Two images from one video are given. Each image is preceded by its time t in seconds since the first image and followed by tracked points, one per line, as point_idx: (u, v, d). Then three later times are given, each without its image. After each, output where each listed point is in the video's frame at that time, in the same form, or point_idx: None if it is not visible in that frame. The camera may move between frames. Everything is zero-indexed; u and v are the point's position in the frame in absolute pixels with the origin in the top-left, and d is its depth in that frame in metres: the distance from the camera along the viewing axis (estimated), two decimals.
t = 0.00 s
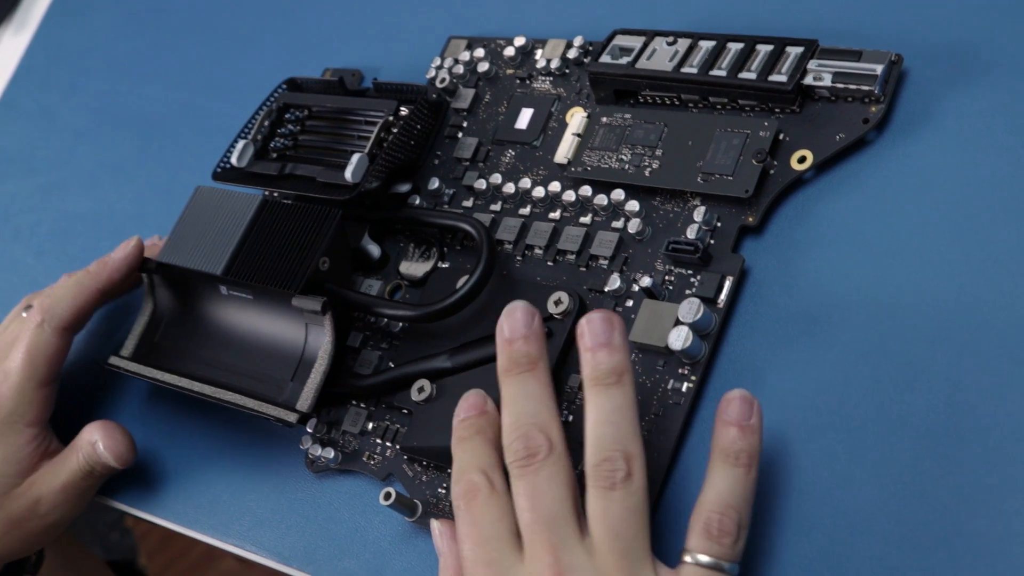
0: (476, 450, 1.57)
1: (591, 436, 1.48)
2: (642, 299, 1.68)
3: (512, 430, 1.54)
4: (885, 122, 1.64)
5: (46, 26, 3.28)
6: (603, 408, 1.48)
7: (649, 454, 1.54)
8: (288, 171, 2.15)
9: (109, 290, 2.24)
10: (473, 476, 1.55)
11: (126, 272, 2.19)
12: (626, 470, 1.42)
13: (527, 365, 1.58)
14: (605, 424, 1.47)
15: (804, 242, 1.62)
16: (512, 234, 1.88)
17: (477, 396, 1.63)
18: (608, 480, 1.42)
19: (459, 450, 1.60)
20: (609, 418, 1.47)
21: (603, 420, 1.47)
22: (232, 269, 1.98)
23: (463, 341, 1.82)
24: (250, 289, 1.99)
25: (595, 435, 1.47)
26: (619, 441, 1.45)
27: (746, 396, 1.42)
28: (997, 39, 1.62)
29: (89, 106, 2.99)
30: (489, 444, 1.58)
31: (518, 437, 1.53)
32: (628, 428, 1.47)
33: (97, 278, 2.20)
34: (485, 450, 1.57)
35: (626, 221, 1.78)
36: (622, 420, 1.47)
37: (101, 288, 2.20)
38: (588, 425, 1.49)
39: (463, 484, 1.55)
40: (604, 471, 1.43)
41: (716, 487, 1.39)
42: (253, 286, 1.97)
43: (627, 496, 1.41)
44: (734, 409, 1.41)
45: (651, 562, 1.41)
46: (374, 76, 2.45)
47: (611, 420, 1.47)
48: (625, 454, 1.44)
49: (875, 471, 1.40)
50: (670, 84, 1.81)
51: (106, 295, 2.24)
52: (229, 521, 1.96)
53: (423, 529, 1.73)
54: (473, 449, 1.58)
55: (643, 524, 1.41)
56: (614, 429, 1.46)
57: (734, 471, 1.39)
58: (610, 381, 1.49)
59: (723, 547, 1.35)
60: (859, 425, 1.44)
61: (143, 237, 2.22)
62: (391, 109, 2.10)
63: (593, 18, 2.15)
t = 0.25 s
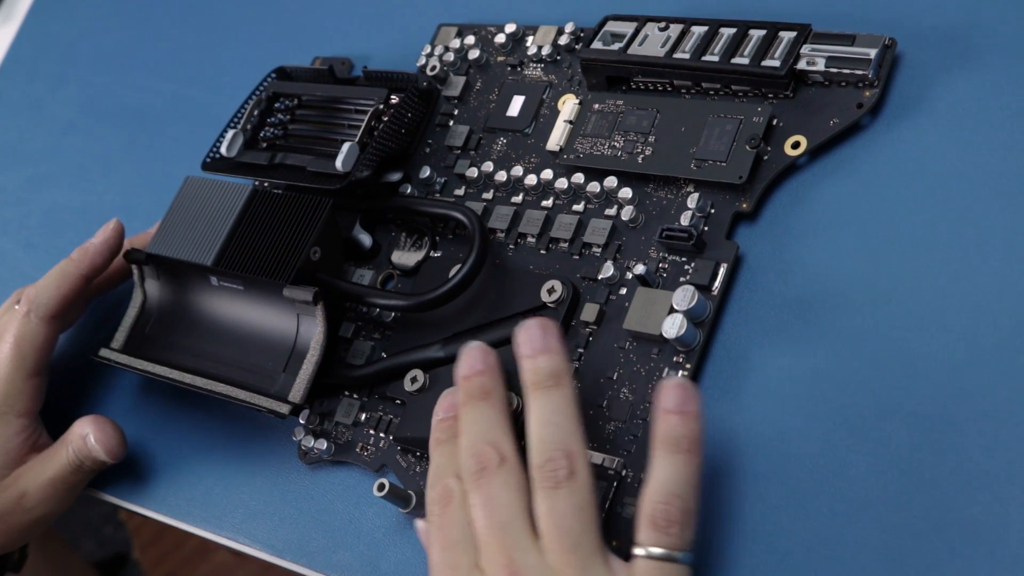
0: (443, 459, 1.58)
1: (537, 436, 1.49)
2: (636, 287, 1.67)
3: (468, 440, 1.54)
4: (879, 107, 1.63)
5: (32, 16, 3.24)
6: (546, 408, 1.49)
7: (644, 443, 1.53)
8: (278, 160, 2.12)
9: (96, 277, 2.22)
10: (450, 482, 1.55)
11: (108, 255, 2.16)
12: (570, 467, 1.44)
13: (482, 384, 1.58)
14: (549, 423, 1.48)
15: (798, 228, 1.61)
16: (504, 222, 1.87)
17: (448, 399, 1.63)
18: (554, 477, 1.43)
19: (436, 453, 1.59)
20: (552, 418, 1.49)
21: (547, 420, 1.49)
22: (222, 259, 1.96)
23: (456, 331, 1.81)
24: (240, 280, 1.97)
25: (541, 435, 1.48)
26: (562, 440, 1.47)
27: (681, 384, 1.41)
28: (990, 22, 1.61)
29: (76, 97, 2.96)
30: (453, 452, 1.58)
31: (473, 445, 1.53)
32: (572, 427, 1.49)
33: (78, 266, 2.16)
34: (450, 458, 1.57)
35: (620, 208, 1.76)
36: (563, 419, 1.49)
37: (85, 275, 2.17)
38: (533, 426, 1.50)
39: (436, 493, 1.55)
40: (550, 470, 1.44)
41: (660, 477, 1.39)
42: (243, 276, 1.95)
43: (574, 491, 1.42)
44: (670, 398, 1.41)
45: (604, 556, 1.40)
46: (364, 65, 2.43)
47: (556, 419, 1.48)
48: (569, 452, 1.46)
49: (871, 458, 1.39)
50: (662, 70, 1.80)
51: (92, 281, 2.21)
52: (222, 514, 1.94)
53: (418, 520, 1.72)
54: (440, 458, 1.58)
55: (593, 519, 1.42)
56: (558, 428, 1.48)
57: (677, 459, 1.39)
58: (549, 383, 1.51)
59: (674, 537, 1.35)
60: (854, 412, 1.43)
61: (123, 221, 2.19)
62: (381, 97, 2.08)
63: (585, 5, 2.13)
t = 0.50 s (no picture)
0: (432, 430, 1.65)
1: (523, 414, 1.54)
2: (638, 289, 1.66)
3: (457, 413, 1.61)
4: (880, 108, 1.63)
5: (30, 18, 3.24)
6: (535, 389, 1.55)
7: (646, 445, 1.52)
8: (277, 162, 2.12)
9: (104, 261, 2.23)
10: (432, 452, 1.62)
11: (117, 239, 2.18)
12: (552, 446, 1.48)
13: (477, 367, 1.64)
14: (535, 403, 1.53)
15: (799, 229, 1.61)
16: (505, 224, 1.87)
17: (443, 383, 1.69)
18: (537, 454, 1.48)
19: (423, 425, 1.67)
20: (538, 397, 1.54)
21: (533, 399, 1.54)
22: (223, 262, 1.96)
23: (457, 333, 1.81)
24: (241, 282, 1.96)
25: (526, 413, 1.53)
26: (551, 419, 1.52)
27: (671, 372, 1.48)
28: (990, 23, 1.61)
29: (74, 98, 2.95)
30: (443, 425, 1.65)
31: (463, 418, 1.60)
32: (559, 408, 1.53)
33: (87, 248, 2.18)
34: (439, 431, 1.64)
35: (621, 210, 1.76)
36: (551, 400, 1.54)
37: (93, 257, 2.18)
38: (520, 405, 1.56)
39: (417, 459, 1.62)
40: (532, 446, 1.49)
41: (644, 458, 1.43)
42: (244, 279, 1.95)
43: (554, 469, 1.47)
44: (660, 384, 1.48)
45: (581, 536, 1.43)
46: (363, 66, 2.43)
47: (543, 400, 1.53)
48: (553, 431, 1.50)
49: (874, 458, 1.39)
50: (663, 71, 1.80)
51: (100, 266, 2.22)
52: (223, 517, 1.94)
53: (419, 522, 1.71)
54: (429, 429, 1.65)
55: (572, 497, 1.46)
56: (544, 407, 1.53)
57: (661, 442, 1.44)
58: (541, 366, 1.57)
59: (649, 515, 1.39)
60: (857, 412, 1.43)
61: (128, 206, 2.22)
62: (381, 99, 2.07)
63: (585, 6, 2.13)
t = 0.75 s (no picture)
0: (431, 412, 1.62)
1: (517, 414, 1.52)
2: (639, 294, 1.67)
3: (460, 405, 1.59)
4: (880, 113, 1.63)
5: (32, 24, 3.25)
6: (533, 390, 1.52)
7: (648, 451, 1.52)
8: (279, 168, 2.13)
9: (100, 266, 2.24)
10: (428, 437, 1.59)
11: (115, 243, 2.20)
12: (536, 450, 1.47)
13: (497, 346, 1.59)
14: (530, 405, 1.51)
15: (800, 234, 1.61)
16: (506, 229, 1.87)
17: (459, 353, 1.64)
18: (518, 456, 1.47)
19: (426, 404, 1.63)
20: (534, 399, 1.52)
21: (529, 400, 1.52)
22: (225, 268, 1.96)
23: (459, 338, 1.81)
24: (244, 288, 1.97)
25: (522, 414, 1.51)
26: (541, 421, 1.50)
27: (648, 386, 1.45)
28: (989, 28, 1.62)
29: (77, 104, 2.96)
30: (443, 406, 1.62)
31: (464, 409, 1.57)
32: (550, 410, 1.52)
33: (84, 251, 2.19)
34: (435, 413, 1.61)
35: (622, 215, 1.77)
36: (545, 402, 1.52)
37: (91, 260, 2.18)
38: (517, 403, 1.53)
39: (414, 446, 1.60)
40: (520, 448, 1.48)
41: (608, 468, 1.42)
42: (247, 285, 1.95)
43: (536, 472, 1.46)
44: (636, 396, 1.44)
45: (549, 539, 1.42)
46: (364, 72, 2.43)
47: (539, 402, 1.51)
48: (542, 435, 1.49)
49: (876, 463, 1.39)
50: (663, 76, 1.80)
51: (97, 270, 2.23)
52: (226, 522, 1.94)
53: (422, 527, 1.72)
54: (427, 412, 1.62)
55: (548, 503, 1.45)
56: (538, 410, 1.51)
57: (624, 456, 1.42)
58: (540, 365, 1.53)
59: (607, 527, 1.37)
60: (858, 417, 1.43)
61: (128, 210, 2.24)
62: (382, 105, 2.07)
63: (585, 11, 2.13)
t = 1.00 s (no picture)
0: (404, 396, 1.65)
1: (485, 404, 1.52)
2: (640, 301, 1.67)
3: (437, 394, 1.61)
4: (881, 120, 1.64)
5: (38, 31, 3.26)
6: (507, 383, 1.52)
7: (649, 458, 1.52)
8: (282, 175, 2.14)
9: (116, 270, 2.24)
10: (396, 418, 1.62)
11: (131, 251, 2.19)
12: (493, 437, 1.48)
13: (490, 350, 1.59)
14: (499, 398, 1.51)
15: (800, 242, 1.61)
16: (508, 236, 1.88)
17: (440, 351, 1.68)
18: (477, 440, 1.48)
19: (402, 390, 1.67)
20: (505, 392, 1.51)
21: (501, 393, 1.51)
22: (228, 275, 1.97)
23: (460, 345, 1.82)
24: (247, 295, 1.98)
25: (489, 404, 1.51)
26: (505, 413, 1.50)
27: (616, 389, 1.44)
28: (989, 35, 1.62)
29: (82, 110, 2.97)
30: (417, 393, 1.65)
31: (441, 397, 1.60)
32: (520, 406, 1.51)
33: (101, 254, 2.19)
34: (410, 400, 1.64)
35: (623, 222, 1.77)
36: (518, 398, 1.51)
37: (106, 265, 2.18)
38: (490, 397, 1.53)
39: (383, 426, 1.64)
40: (477, 432, 1.50)
41: (562, 462, 1.41)
42: (249, 292, 1.96)
43: (489, 457, 1.47)
44: (606, 398, 1.44)
45: (486, 525, 1.43)
46: (367, 78, 2.44)
47: (510, 396, 1.51)
48: (500, 424, 1.49)
49: (876, 471, 1.39)
50: (664, 84, 1.81)
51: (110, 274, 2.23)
52: (229, 528, 1.95)
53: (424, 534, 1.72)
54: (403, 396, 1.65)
55: (497, 487, 1.45)
56: (506, 403, 1.51)
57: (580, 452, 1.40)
58: (519, 363, 1.53)
59: (545, 516, 1.37)
60: (858, 425, 1.44)
61: (147, 219, 2.24)
62: (384, 112, 2.08)
63: (587, 18, 2.14)
